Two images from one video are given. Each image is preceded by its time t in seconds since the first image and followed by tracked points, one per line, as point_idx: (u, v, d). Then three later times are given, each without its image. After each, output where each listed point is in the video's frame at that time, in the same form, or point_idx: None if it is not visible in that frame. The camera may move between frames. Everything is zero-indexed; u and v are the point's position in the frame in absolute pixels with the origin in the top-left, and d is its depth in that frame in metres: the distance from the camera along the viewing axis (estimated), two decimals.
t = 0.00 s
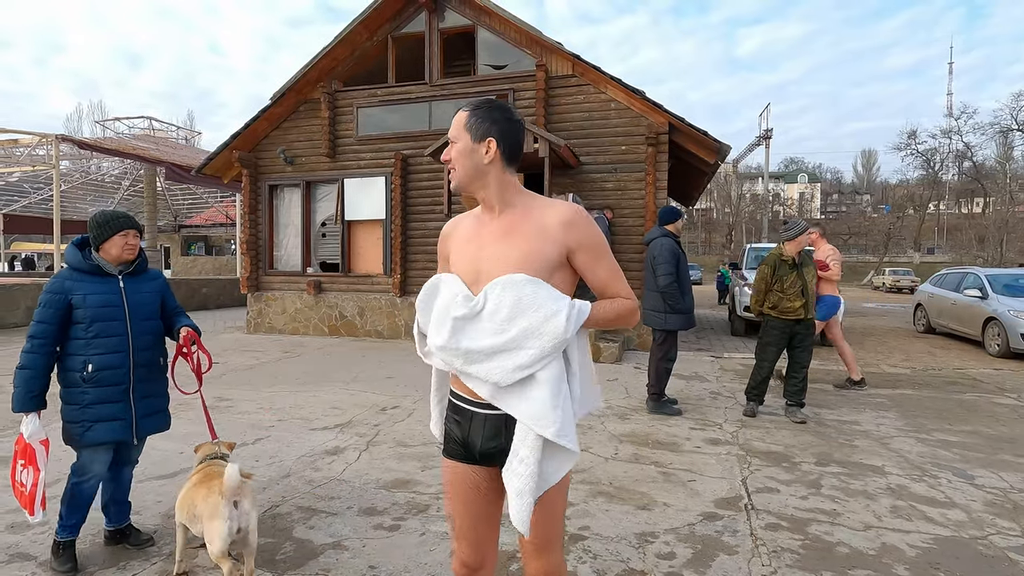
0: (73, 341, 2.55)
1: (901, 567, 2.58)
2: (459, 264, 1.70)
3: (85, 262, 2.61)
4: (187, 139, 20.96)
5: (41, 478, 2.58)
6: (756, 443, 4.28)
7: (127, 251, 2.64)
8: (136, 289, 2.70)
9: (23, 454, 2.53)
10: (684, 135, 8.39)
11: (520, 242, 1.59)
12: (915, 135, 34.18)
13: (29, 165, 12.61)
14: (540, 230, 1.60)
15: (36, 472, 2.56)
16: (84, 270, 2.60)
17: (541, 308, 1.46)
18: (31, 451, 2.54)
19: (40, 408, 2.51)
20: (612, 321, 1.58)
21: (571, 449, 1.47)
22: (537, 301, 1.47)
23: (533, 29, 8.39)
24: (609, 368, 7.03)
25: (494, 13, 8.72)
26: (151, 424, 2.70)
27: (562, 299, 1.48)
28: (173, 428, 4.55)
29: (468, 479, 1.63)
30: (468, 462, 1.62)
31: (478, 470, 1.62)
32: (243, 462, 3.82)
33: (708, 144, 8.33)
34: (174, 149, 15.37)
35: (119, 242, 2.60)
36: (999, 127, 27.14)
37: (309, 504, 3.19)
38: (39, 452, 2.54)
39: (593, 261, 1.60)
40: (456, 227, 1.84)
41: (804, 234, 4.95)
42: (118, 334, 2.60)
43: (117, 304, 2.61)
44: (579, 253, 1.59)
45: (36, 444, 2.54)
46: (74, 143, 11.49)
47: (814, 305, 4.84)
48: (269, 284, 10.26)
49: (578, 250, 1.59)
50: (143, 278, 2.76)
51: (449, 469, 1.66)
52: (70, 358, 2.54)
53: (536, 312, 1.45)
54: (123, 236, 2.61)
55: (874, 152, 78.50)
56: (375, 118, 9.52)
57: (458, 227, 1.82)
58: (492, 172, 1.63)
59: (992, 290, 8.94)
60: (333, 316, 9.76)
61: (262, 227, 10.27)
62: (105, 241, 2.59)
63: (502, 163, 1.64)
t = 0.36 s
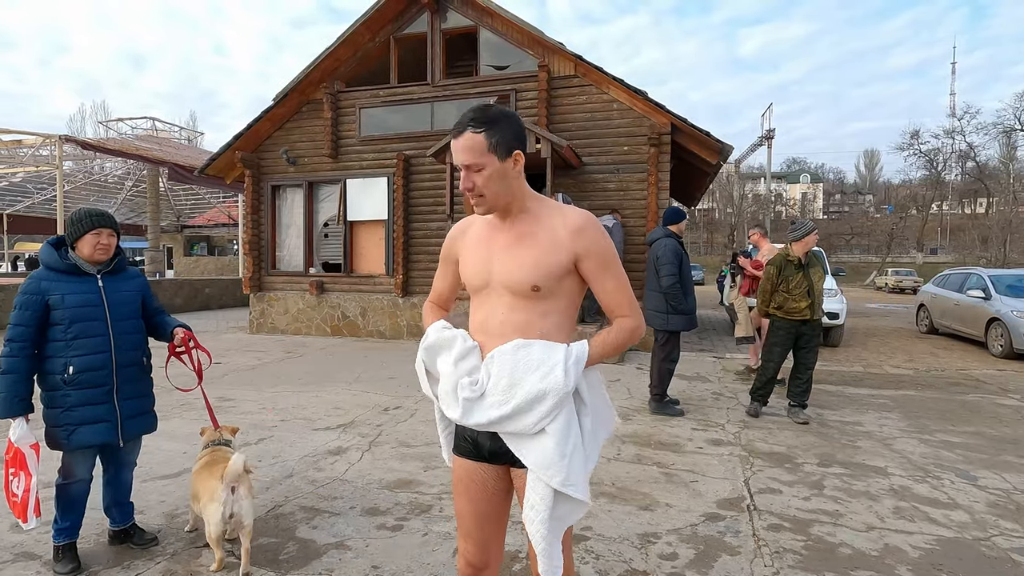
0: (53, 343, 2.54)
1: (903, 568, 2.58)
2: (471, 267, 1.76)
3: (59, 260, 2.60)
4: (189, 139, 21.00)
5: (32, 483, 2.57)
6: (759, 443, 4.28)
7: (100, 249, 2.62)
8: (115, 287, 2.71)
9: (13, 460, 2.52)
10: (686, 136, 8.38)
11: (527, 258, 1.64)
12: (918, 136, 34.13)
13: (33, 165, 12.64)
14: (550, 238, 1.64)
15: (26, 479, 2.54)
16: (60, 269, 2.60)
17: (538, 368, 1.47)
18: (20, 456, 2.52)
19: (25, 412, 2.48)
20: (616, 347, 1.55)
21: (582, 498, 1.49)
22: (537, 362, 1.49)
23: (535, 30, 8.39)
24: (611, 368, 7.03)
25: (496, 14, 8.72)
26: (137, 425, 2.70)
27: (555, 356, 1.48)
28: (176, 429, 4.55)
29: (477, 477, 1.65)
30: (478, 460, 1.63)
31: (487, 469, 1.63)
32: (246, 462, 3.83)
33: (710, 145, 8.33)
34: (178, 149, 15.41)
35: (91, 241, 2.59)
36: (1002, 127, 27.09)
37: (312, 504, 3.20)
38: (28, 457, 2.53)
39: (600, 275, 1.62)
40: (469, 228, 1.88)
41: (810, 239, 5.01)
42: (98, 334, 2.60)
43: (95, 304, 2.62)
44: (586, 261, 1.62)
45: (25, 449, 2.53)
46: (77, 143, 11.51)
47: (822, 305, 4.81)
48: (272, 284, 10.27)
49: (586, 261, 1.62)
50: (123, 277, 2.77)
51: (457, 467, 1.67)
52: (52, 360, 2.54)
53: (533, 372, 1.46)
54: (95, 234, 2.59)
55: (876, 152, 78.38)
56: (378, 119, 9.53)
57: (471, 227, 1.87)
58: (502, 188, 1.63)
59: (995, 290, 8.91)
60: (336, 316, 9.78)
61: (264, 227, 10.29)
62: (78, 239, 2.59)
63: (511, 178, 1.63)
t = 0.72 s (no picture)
0: (38, 346, 2.55)
1: (905, 568, 2.58)
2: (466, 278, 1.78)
3: (42, 261, 2.60)
4: (192, 140, 21.05)
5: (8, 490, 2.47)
6: (761, 443, 4.29)
7: (82, 250, 2.63)
8: (100, 288, 2.72)
9: None
10: (688, 136, 8.38)
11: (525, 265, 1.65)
12: (920, 136, 34.09)
13: (36, 166, 12.67)
14: (543, 249, 1.66)
15: None
16: (43, 271, 2.60)
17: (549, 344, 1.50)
18: None
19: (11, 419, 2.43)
20: (621, 326, 1.67)
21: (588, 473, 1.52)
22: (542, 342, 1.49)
23: (536, 30, 8.40)
24: (612, 368, 7.04)
25: (497, 14, 8.73)
26: (127, 427, 2.73)
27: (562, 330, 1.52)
28: (178, 428, 4.56)
29: (475, 473, 1.66)
30: (476, 457, 1.65)
31: (485, 465, 1.65)
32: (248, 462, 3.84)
33: (711, 145, 8.33)
34: (180, 150, 15.43)
35: (72, 242, 2.59)
36: (1005, 127, 27.04)
37: (314, 504, 3.21)
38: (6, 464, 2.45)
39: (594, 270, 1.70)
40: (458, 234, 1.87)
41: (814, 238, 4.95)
42: (84, 336, 2.62)
43: (80, 305, 2.63)
44: (580, 266, 1.67)
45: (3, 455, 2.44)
46: (80, 144, 11.54)
47: (821, 306, 4.76)
48: (273, 284, 10.29)
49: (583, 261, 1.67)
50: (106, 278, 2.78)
51: (455, 463, 1.69)
52: (37, 363, 2.54)
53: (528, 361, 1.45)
54: (77, 235, 2.60)
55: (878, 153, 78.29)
56: (380, 119, 9.55)
57: (460, 233, 1.88)
58: (500, 210, 1.62)
59: (997, 290, 8.90)
60: (338, 316, 9.79)
61: (266, 227, 10.32)
62: (59, 240, 2.58)
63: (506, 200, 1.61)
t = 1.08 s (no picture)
0: (36, 347, 2.55)
1: (907, 568, 2.58)
2: (445, 279, 1.74)
3: (38, 260, 2.60)
4: (194, 140, 21.07)
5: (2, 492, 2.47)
6: (762, 443, 4.28)
7: (78, 250, 2.63)
8: (97, 288, 2.72)
9: None
10: (689, 136, 8.38)
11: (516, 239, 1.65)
12: (922, 135, 34.07)
13: (37, 166, 12.68)
14: (526, 246, 1.67)
15: None
16: (40, 271, 2.60)
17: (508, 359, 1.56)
18: None
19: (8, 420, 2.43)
20: (587, 334, 1.65)
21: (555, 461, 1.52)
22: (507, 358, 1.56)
23: (537, 30, 8.40)
24: (613, 368, 7.04)
25: (498, 14, 8.74)
26: (125, 427, 2.73)
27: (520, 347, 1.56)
28: (180, 428, 4.56)
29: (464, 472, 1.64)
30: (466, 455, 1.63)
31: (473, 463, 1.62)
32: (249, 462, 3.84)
33: (712, 145, 8.33)
34: (181, 150, 15.44)
35: (68, 242, 2.59)
36: (1008, 126, 26.99)
37: (315, 503, 3.21)
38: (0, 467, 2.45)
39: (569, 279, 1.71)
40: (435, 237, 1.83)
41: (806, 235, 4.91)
42: (81, 336, 2.62)
43: (77, 305, 2.63)
44: (558, 263, 1.69)
45: None
46: (81, 144, 11.54)
47: (814, 304, 4.73)
48: (274, 284, 10.30)
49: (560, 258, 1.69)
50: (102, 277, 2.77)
51: (444, 462, 1.67)
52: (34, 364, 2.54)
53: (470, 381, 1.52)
54: (74, 235, 2.60)
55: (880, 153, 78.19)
56: (380, 119, 9.55)
57: (437, 234, 1.84)
58: (485, 200, 1.62)
59: (999, 290, 8.88)
60: (339, 316, 9.79)
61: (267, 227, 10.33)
62: (55, 240, 2.58)
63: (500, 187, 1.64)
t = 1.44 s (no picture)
0: (47, 344, 2.54)
1: (907, 568, 2.57)
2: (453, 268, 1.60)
3: (54, 260, 2.61)
4: (194, 141, 21.08)
5: (22, 488, 2.53)
6: (762, 443, 4.28)
7: (97, 251, 2.66)
8: (110, 288, 2.73)
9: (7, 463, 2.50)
10: (689, 136, 8.38)
11: (538, 245, 1.43)
12: (921, 136, 34.07)
13: (38, 167, 12.68)
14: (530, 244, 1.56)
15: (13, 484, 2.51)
16: (55, 270, 2.60)
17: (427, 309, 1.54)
18: (13, 460, 2.51)
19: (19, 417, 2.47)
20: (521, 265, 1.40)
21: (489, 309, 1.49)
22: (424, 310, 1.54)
23: (538, 31, 8.40)
24: (613, 369, 7.03)
25: (498, 14, 8.73)
26: (132, 425, 2.73)
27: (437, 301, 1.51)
28: (180, 428, 4.56)
29: (459, 472, 1.61)
30: (466, 457, 1.60)
31: (472, 463, 1.60)
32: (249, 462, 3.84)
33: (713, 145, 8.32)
34: (182, 150, 15.44)
35: (89, 243, 2.61)
36: (1008, 126, 26.97)
37: (315, 504, 3.21)
38: (21, 460, 2.52)
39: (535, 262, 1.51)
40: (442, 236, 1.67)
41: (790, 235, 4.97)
42: (94, 335, 2.63)
43: (91, 305, 2.64)
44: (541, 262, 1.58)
45: (18, 452, 2.51)
46: (82, 144, 11.55)
47: (800, 303, 4.73)
48: (275, 284, 10.30)
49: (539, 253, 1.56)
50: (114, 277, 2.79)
51: (438, 465, 1.64)
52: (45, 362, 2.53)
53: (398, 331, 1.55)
54: (94, 237, 2.62)
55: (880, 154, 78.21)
56: (380, 119, 9.55)
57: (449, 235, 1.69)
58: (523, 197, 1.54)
59: (999, 291, 8.86)
60: (339, 316, 9.78)
61: (267, 227, 10.33)
62: (73, 241, 2.59)
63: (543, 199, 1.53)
